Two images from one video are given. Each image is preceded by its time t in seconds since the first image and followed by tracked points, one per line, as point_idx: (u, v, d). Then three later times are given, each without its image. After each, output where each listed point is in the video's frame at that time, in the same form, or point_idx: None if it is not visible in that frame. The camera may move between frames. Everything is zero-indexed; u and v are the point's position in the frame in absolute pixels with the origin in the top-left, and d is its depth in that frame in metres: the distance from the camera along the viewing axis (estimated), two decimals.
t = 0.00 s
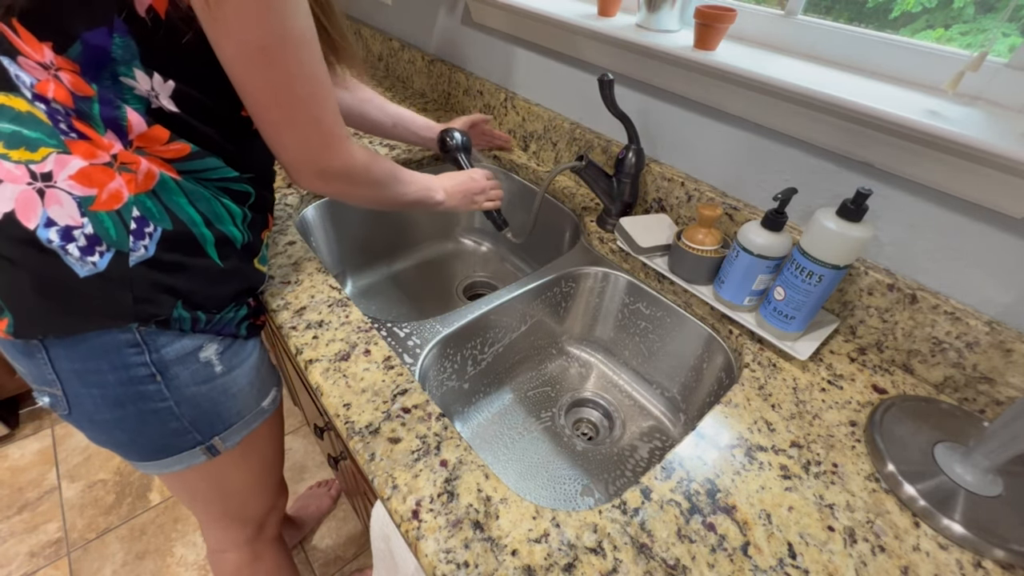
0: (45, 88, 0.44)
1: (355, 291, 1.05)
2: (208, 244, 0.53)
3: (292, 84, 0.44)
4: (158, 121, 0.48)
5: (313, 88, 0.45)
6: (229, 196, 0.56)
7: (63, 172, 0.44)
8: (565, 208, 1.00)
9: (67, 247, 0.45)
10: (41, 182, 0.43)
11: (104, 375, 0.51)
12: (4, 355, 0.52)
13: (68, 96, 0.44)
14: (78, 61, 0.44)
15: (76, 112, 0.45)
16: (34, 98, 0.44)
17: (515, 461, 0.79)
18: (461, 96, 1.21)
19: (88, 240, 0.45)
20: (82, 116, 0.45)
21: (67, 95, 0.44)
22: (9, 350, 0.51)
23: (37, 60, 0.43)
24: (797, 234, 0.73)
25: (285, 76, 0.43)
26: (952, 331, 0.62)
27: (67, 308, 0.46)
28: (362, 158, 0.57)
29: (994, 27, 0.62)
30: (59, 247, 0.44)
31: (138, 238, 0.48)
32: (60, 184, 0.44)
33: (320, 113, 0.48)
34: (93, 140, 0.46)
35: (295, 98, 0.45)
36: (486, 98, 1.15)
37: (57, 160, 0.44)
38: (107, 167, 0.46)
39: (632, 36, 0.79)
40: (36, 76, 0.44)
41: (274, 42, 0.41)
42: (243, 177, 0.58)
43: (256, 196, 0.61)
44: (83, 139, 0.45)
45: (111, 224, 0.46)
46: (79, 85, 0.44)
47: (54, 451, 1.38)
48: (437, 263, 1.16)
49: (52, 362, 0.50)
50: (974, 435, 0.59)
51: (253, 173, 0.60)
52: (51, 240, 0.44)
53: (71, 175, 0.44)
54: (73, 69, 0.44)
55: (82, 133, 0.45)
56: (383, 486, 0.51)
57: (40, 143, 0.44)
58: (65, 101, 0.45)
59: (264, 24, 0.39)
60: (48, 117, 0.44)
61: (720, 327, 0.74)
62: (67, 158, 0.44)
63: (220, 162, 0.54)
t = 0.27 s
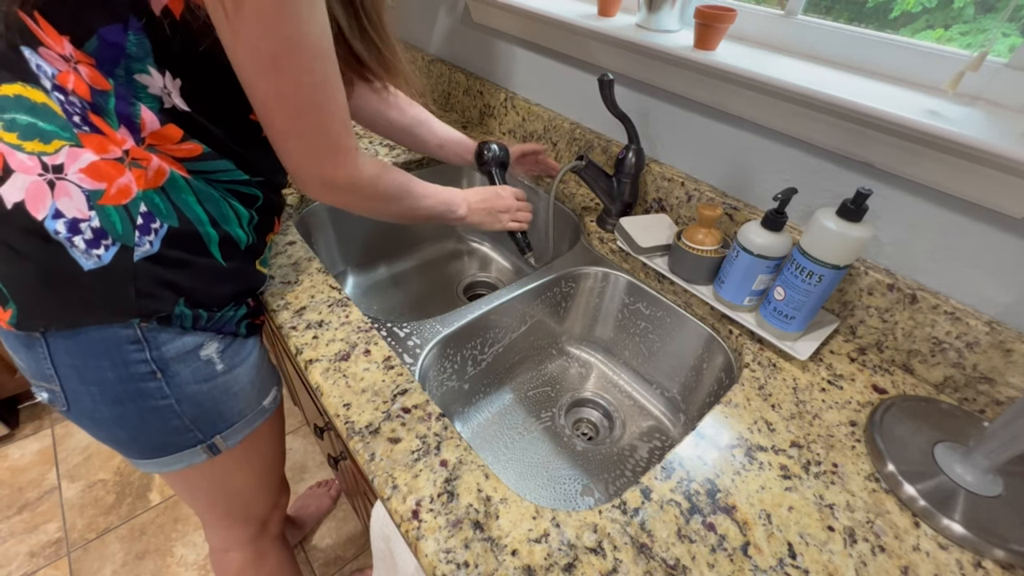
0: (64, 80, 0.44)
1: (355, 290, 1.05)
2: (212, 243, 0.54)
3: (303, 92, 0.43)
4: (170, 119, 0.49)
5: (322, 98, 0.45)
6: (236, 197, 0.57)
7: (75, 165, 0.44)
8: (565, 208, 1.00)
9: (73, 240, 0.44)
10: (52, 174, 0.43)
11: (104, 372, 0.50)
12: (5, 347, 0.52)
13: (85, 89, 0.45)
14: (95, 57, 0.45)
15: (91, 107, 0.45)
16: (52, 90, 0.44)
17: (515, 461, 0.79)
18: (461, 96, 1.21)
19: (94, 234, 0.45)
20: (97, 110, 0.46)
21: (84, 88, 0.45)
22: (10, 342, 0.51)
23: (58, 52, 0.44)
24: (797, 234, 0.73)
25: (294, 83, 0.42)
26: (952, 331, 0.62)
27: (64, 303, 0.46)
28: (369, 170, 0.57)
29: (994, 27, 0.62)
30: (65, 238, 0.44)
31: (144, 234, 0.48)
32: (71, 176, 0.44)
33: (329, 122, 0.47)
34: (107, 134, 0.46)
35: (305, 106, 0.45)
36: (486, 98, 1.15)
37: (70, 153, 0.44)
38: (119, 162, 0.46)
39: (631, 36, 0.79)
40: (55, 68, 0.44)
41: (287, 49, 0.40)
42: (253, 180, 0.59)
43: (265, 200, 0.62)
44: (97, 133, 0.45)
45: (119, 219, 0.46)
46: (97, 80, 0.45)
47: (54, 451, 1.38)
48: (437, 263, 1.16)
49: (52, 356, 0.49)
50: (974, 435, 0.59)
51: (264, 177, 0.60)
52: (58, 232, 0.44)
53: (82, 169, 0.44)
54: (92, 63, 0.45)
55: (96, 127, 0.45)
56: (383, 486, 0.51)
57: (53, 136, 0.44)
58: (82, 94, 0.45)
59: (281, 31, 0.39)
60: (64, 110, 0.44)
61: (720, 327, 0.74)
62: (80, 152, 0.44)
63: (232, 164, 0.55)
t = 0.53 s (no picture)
0: (52, 77, 0.44)
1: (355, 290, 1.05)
2: (208, 243, 0.54)
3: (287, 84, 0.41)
4: (159, 117, 0.48)
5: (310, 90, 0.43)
6: (232, 196, 0.56)
7: (67, 165, 0.44)
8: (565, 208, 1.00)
9: (68, 240, 0.45)
10: (45, 174, 0.44)
11: (100, 373, 0.51)
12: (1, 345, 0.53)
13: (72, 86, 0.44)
14: (81, 52, 0.43)
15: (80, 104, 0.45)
16: (41, 87, 0.44)
17: (515, 461, 0.79)
18: (461, 96, 1.21)
19: (88, 234, 0.45)
20: (86, 108, 0.45)
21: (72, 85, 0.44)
22: (6, 341, 0.51)
23: (44, 48, 0.43)
24: (797, 233, 0.73)
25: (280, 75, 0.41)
26: (952, 331, 0.62)
27: (65, 303, 0.47)
28: (356, 179, 0.53)
29: (994, 27, 0.62)
30: (59, 239, 0.45)
31: (138, 234, 0.48)
32: (63, 177, 0.44)
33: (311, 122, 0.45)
34: (97, 132, 0.46)
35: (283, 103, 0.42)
36: (486, 98, 1.15)
37: (61, 153, 0.44)
38: (110, 162, 0.46)
39: (631, 36, 0.79)
40: (43, 64, 0.43)
41: (270, 38, 0.39)
42: (251, 179, 0.57)
43: (264, 198, 0.61)
44: (87, 131, 0.45)
45: (112, 219, 0.46)
46: (83, 76, 0.44)
47: (54, 451, 1.38)
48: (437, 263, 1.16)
49: (49, 356, 0.50)
50: (974, 435, 0.59)
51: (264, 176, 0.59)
52: (52, 233, 0.44)
53: (74, 169, 0.44)
54: (78, 59, 0.44)
55: (86, 125, 0.45)
56: (383, 486, 0.51)
57: (45, 136, 0.44)
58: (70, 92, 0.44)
59: (255, 19, 0.37)
60: (53, 108, 0.44)
61: (720, 327, 0.74)
62: (71, 151, 0.44)
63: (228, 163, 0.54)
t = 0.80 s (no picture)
0: (56, 84, 0.44)
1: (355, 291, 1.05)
2: (208, 248, 0.54)
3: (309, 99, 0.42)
4: (162, 124, 0.49)
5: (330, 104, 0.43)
6: (233, 200, 0.57)
7: (68, 169, 0.44)
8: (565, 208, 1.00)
9: (68, 244, 0.44)
10: (46, 178, 0.43)
11: (98, 374, 0.51)
12: None
13: (75, 92, 0.45)
14: (85, 60, 0.44)
15: (83, 110, 0.45)
16: (45, 93, 0.44)
17: (515, 462, 0.79)
18: (461, 96, 1.21)
19: (89, 238, 0.45)
20: (88, 115, 0.46)
21: (75, 92, 0.45)
22: (4, 341, 0.51)
23: (49, 56, 0.44)
24: (797, 233, 0.73)
25: (302, 91, 0.41)
26: (952, 331, 0.62)
27: (66, 303, 0.46)
28: (377, 185, 0.53)
29: (994, 27, 0.62)
30: (60, 243, 0.44)
31: (139, 238, 0.48)
32: (65, 181, 0.44)
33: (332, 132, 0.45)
34: (99, 137, 0.46)
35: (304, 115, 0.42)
36: (486, 98, 1.15)
37: (63, 158, 0.44)
38: (112, 167, 0.46)
39: (631, 36, 0.79)
40: (47, 71, 0.44)
41: (292, 56, 0.39)
42: (251, 182, 0.58)
43: (263, 201, 0.61)
44: (89, 136, 0.45)
45: (112, 223, 0.46)
46: (87, 83, 0.45)
47: (54, 451, 1.38)
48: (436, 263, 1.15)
49: (46, 357, 0.50)
50: (974, 435, 0.59)
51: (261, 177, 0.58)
52: (52, 237, 0.44)
53: (75, 173, 0.44)
54: (82, 66, 0.44)
55: (88, 130, 0.45)
56: (383, 486, 0.51)
57: (46, 140, 0.43)
58: (73, 99, 0.45)
59: (274, 36, 0.38)
60: (56, 114, 0.44)
61: (720, 327, 0.74)
62: (73, 156, 0.44)
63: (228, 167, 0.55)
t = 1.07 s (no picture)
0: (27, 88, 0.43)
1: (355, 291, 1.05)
2: (204, 249, 0.54)
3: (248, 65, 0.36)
4: (141, 123, 0.47)
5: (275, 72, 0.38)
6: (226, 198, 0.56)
7: (53, 178, 0.43)
8: (565, 208, 1.00)
9: (63, 254, 0.44)
10: (33, 188, 0.43)
11: (103, 381, 0.51)
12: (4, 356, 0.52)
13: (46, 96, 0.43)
14: (50, 59, 0.42)
15: (58, 114, 0.44)
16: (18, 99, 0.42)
17: (515, 462, 0.79)
18: (461, 96, 1.21)
19: (83, 247, 0.45)
20: (65, 118, 0.44)
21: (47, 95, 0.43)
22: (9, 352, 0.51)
23: (13, 57, 0.41)
24: (797, 233, 0.73)
25: (237, 54, 0.36)
26: (952, 331, 0.62)
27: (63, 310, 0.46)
28: (344, 176, 0.47)
29: (994, 27, 0.62)
30: (54, 253, 0.44)
31: (133, 244, 0.48)
32: (51, 190, 0.43)
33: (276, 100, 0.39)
34: (80, 142, 0.45)
35: (238, 77, 0.36)
36: (486, 99, 1.15)
37: (47, 166, 0.43)
38: (97, 173, 0.45)
39: (631, 36, 0.79)
40: (16, 74, 0.42)
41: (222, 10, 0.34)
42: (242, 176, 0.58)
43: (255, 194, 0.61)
44: (70, 142, 0.44)
45: (105, 230, 0.46)
46: (56, 84, 0.43)
47: (54, 451, 1.38)
48: (436, 262, 1.16)
49: (52, 366, 0.50)
50: (974, 435, 0.59)
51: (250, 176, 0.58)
52: (46, 247, 0.44)
53: (61, 181, 0.44)
54: (49, 67, 0.42)
55: (67, 135, 0.44)
56: (383, 486, 0.51)
57: (29, 149, 0.43)
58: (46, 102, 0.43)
59: None
60: (33, 122, 0.43)
61: (720, 327, 0.74)
62: (56, 164, 0.43)
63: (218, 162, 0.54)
